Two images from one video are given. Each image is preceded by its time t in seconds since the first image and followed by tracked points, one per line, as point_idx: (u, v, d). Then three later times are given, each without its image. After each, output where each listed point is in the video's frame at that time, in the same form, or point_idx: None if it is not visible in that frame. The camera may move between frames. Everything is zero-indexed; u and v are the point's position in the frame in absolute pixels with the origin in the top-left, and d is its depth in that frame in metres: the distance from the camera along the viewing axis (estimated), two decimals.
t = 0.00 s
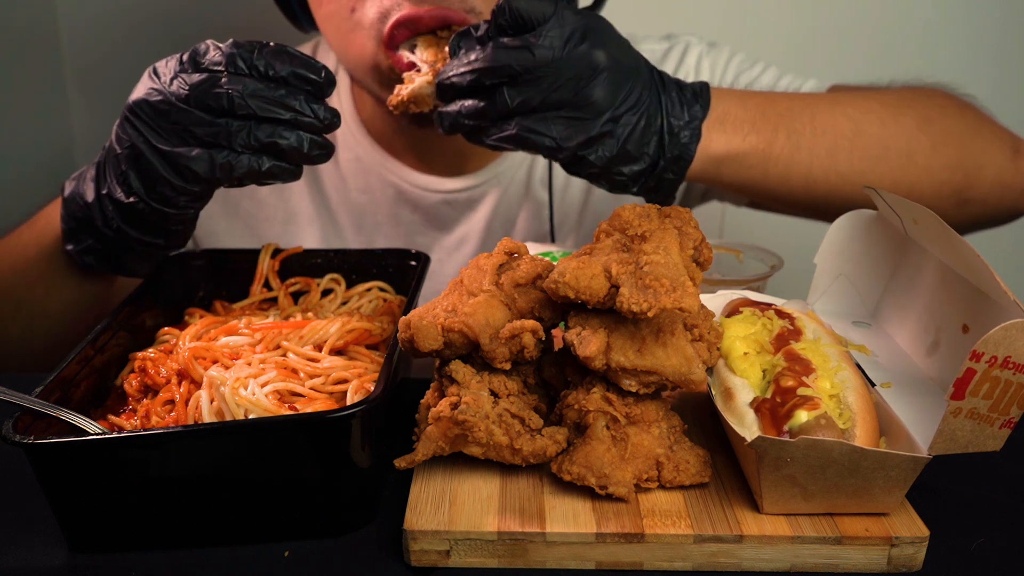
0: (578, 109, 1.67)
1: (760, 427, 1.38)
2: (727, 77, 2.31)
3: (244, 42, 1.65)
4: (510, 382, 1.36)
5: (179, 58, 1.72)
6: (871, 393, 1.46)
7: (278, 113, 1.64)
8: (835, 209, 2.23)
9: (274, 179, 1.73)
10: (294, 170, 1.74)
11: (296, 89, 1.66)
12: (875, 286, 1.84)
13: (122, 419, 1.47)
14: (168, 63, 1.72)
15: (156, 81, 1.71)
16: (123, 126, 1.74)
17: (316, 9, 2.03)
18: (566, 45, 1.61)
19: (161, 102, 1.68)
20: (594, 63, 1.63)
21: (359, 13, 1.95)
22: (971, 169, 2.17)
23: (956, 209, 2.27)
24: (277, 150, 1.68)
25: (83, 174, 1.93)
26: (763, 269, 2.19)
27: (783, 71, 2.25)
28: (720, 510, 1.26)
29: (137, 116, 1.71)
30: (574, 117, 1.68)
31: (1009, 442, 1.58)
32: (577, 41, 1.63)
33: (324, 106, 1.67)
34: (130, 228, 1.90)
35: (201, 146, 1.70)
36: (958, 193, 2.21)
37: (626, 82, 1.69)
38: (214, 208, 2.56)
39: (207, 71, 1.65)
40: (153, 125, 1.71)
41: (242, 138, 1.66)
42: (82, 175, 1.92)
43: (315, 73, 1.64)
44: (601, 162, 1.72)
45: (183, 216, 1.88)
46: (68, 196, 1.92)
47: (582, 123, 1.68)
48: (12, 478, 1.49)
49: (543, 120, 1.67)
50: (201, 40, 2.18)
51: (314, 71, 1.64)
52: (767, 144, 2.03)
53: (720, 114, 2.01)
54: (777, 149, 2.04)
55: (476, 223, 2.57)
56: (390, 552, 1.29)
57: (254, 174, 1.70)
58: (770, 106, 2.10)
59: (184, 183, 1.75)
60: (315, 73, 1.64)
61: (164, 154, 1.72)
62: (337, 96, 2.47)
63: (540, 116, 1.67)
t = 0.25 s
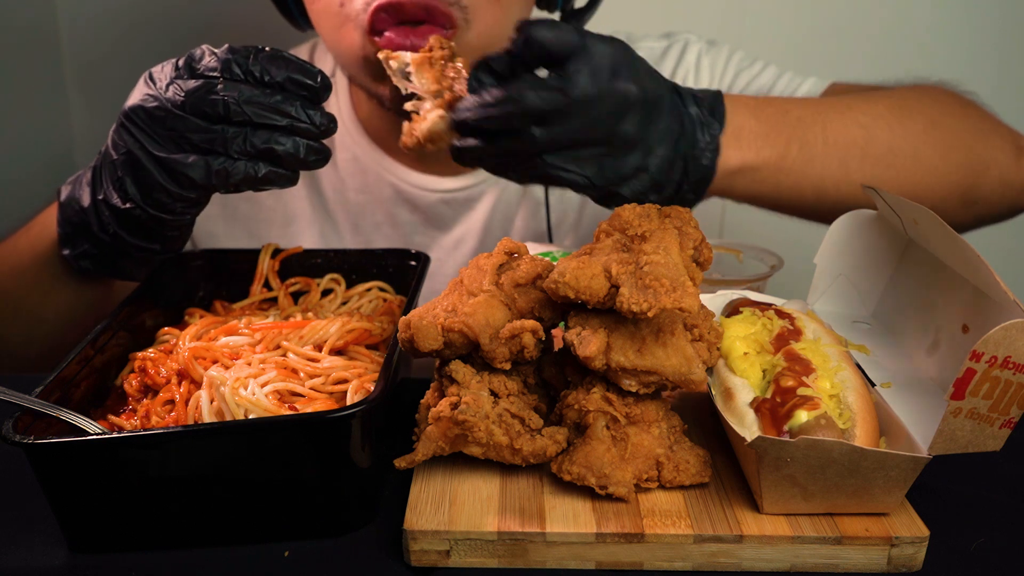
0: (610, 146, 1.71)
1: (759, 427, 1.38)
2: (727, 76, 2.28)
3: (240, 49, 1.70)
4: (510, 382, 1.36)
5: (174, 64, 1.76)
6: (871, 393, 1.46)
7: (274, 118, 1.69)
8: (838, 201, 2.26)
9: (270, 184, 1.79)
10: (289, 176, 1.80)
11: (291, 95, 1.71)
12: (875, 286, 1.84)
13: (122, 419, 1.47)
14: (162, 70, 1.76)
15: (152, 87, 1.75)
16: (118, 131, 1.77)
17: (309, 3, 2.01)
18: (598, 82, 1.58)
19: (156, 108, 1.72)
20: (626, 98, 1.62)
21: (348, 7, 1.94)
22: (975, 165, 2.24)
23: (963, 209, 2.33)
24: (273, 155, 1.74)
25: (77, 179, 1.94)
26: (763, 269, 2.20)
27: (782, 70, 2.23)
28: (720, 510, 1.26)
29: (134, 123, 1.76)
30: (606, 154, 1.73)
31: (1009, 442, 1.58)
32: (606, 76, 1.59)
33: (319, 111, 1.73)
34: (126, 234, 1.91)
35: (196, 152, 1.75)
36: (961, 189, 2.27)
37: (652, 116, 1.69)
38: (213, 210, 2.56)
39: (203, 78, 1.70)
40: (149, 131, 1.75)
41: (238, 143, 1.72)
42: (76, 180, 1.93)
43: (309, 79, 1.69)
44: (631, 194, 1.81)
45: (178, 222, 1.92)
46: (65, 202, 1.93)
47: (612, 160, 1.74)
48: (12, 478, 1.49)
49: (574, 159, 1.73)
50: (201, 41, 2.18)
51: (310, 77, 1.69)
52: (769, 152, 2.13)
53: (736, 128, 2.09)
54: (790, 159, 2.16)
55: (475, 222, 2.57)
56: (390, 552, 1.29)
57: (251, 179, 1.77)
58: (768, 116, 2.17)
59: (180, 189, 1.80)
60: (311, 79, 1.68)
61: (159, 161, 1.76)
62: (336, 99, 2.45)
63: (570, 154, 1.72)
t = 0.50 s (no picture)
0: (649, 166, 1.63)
1: (759, 427, 1.38)
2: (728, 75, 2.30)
3: (232, 47, 1.62)
4: (510, 382, 1.37)
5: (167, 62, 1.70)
6: (871, 393, 1.46)
7: (259, 120, 1.58)
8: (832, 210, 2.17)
9: (258, 190, 1.68)
10: (277, 181, 1.68)
11: (280, 95, 1.59)
12: (875, 286, 1.84)
13: (122, 419, 1.47)
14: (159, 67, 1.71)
15: (144, 85, 1.68)
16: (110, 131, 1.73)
17: (310, 7, 1.98)
18: (640, 109, 1.54)
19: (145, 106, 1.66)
20: (669, 124, 1.56)
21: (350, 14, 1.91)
22: (976, 164, 2.13)
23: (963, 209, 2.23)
24: (258, 160, 1.62)
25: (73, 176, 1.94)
26: (763, 269, 2.17)
27: (783, 69, 2.27)
28: (720, 510, 1.26)
29: (125, 122, 1.70)
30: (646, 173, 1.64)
31: (1009, 442, 1.58)
32: (649, 104, 1.54)
33: (308, 114, 1.60)
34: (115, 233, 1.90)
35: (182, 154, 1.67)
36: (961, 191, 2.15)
37: (689, 133, 1.60)
38: (212, 210, 2.57)
39: (191, 76, 1.62)
40: (138, 130, 1.70)
41: (222, 146, 1.62)
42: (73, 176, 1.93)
43: (300, 79, 1.58)
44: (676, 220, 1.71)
45: (167, 222, 1.86)
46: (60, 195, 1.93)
47: (657, 185, 1.66)
48: (13, 478, 1.49)
49: (620, 187, 1.65)
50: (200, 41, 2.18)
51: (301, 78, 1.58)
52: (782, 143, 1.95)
53: (750, 123, 1.94)
54: (800, 159, 1.97)
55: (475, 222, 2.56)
56: (390, 551, 1.29)
57: (236, 184, 1.66)
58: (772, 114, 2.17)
59: (165, 191, 1.72)
60: (301, 79, 1.59)
61: (146, 161, 1.69)
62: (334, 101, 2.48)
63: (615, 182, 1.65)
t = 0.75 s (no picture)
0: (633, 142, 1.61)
1: (759, 427, 1.38)
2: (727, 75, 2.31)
3: (246, 56, 1.61)
4: (510, 382, 1.37)
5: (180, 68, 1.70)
6: (871, 393, 1.46)
7: (258, 141, 1.58)
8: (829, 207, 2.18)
9: (250, 213, 1.70)
10: (267, 208, 1.70)
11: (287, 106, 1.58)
12: (875, 287, 1.84)
13: (122, 419, 1.47)
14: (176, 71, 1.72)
15: (158, 89, 1.70)
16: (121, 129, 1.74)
17: (311, 5, 2.01)
18: (620, 99, 1.54)
19: (155, 108, 1.68)
20: (649, 112, 1.57)
21: (352, 12, 1.92)
22: (972, 165, 2.14)
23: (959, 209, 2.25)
24: (247, 184, 1.64)
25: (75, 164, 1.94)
26: (763, 269, 2.19)
27: (783, 69, 2.26)
28: (720, 510, 1.26)
29: (134, 123, 1.71)
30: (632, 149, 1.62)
31: (1009, 442, 1.58)
32: (629, 93, 1.54)
33: (308, 137, 1.57)
34: (114, 230, 1.89)
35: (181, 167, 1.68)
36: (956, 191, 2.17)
37: (671, 120, 1.62)
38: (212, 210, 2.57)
39: (199, 84, 1.61)
40: (147, 130, 1.71)
41: (217, 166, 1.64)
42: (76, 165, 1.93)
43: (309, 88, 1.57)
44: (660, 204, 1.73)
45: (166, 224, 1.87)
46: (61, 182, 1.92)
47: (638, 172, 1.68)
48: (13, 478, 1.49)
49: (602, 176, 1.65)
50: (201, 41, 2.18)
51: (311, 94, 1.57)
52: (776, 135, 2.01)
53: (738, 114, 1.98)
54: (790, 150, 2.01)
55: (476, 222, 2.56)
56: (390, 551, 1.29)
57: (227, 205, 1.67)
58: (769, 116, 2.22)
59: (161, 202, 1.75)
60: (310, 89, 1.57)
61: (145, 169, 1.70)
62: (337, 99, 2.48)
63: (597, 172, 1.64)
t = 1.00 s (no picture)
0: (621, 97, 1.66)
1: (760, 427, 1.38)
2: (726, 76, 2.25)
3: (284, 63, 1.82)
4: (510, 382, 1.36)
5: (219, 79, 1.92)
6: (871, 393, 1.46)
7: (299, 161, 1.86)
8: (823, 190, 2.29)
9: (291, 227, 2.02)
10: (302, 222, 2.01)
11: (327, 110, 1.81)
12: (875, 286, 1.84)
13: (122, 419, 1.47)
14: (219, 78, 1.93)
15: (194, 101, 1.93)
16: (151, 140, 1.96)
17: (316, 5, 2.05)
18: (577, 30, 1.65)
19: (200, 125, 1.92)
20: (608, 40, 1.64)
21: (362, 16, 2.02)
22: (969, 162, 2.24)
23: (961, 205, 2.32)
24: (290, 205, 1.96)
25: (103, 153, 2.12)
26: (762, 268, 2.20)
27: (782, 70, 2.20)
28: (720, 510, 1.26)
29: (170, 136, 1.95)
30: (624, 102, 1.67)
31: (1009, 442, 1.58)
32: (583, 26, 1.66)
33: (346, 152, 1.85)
34: (136, 232, 2.10)
35: (224, 188, 1.97)
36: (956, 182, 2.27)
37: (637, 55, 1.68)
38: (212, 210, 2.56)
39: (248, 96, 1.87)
40: (185, 143, 1.95)
41: (264, 187, 1.94)
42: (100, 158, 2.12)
43: (351, 93, 1.76)
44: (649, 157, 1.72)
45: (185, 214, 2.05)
46: (75, 183, 2.13)
47: (622, 110, 1.67)
48: (13, 478, 1.49)
49: (585, 111, 1.64)
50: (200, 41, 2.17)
51: (348, 97, 1.75)
52: (757, 137, 2.20)
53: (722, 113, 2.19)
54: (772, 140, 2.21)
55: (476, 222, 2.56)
56: (390, 552, 1.29)
57: (277, 222, 2.01)
58: (768, 117, 2.22)
59: (202, 217, 2.03)
60: (352, 93, 1.76)
61: (189, 188, 1.98)
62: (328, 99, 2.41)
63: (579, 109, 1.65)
